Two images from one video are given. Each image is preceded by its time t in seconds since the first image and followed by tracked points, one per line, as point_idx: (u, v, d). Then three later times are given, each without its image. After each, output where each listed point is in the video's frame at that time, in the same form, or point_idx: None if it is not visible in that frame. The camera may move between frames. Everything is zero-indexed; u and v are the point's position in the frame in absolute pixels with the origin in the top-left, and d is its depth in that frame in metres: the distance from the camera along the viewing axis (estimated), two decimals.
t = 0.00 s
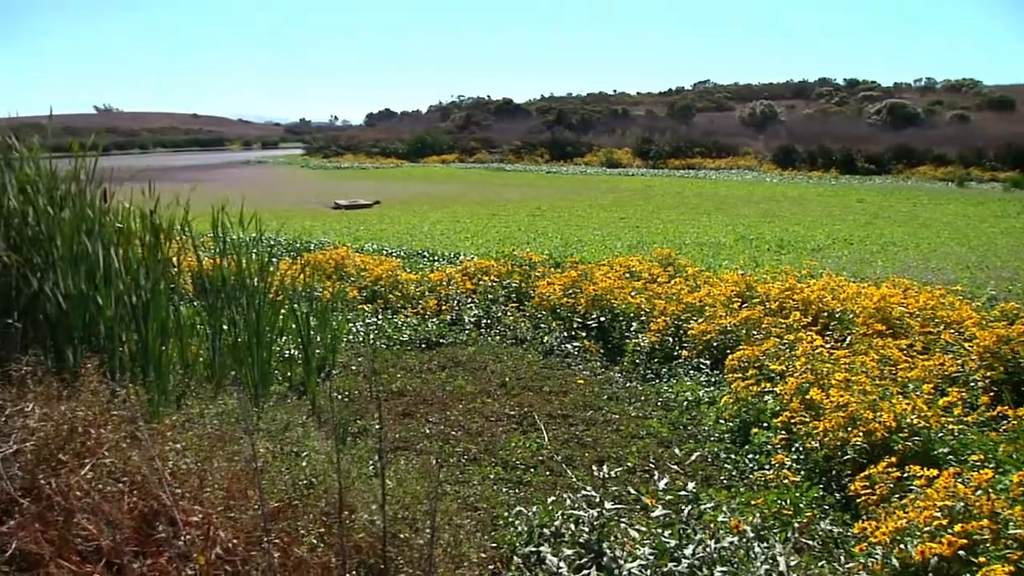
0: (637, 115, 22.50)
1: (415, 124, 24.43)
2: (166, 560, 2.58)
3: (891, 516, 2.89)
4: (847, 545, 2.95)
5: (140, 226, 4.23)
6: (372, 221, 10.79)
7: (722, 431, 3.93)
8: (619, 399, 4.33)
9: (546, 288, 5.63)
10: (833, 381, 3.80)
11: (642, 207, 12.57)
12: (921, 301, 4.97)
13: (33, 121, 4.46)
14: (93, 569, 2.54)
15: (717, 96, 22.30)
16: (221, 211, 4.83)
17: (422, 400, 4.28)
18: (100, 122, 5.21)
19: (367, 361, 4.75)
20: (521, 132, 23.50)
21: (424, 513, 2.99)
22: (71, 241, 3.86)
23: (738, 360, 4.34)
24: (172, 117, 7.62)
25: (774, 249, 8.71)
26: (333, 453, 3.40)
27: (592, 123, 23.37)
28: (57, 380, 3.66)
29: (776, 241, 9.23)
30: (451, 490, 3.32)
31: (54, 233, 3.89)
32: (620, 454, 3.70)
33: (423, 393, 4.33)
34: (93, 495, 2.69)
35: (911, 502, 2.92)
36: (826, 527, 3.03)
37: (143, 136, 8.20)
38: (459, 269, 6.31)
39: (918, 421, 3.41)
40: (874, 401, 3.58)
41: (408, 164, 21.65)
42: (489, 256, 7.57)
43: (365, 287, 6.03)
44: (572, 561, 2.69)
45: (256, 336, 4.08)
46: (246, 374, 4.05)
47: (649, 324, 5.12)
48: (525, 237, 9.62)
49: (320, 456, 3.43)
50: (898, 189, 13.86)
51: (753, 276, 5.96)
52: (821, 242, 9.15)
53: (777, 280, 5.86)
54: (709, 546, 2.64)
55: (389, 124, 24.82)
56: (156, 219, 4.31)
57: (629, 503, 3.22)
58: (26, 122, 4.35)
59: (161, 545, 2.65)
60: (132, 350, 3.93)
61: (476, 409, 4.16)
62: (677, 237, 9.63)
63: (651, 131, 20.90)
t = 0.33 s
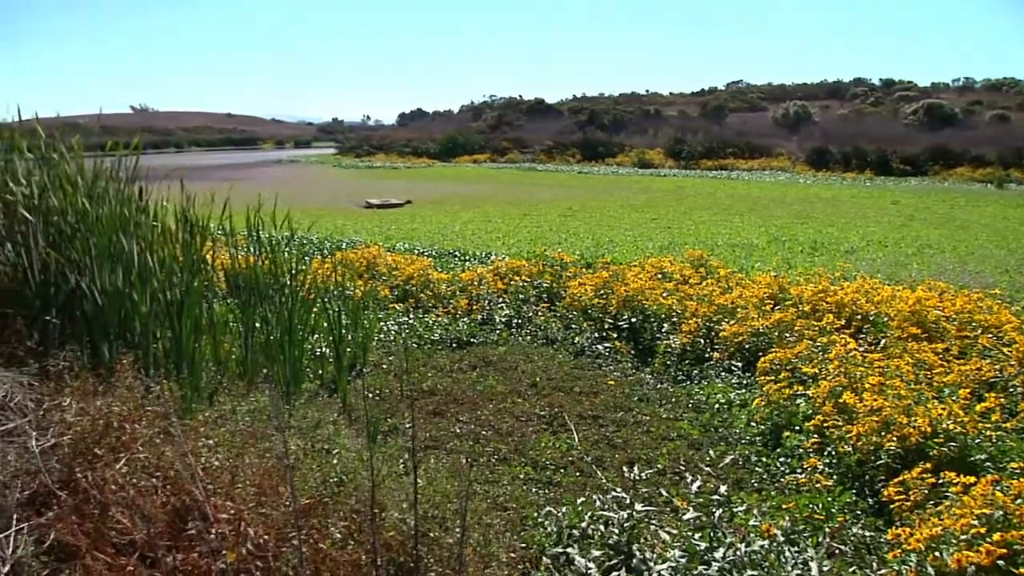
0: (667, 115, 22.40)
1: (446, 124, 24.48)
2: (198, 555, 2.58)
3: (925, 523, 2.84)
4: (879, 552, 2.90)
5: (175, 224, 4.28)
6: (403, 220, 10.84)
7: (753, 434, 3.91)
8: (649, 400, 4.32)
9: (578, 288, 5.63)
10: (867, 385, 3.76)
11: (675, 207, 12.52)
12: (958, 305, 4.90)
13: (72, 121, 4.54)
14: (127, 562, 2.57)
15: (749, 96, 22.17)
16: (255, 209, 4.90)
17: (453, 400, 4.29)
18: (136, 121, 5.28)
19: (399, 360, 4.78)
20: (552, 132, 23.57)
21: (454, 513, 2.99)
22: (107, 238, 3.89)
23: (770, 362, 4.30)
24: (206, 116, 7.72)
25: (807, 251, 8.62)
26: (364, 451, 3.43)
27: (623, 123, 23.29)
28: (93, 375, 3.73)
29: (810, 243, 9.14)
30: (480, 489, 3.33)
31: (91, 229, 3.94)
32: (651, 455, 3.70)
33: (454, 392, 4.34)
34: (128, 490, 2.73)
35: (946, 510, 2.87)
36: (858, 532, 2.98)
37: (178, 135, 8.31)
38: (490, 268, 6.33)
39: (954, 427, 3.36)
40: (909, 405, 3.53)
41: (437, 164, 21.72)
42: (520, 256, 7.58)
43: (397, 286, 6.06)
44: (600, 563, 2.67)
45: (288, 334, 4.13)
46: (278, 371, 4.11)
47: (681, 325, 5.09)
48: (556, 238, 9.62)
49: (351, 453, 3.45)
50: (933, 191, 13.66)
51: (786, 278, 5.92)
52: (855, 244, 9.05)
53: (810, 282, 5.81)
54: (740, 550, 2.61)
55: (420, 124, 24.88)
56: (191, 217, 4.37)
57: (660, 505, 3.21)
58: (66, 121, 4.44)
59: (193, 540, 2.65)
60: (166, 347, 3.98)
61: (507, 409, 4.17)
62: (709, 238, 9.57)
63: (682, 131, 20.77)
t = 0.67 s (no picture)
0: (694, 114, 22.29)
1: (472, 123, 24.55)
2: (226, 551, 2.60)
3: (957, 530, 2.79)
4: (909, 558, 2.86)
5: (204, 223, 4.33)
6: (430, 220, 10.86)
7: (780, 437, 3.88)
8: (676, 402, 4.30)
9: (605, 289, 5.63)
10: (897, 389, 3.72)
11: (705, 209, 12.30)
12: (991, 308, 4.83)
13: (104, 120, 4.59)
14: (155, 557, 2.58)
15: (777, 97, 22.02)
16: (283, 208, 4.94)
17: (479, 399, 4.31)
18: (166, 121, 5.33)
19: (425, 360, 4.80)
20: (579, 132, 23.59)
21: (479, 512, 2.99)
22: (139, 238, 3.96)
23: (798, 365, 4.27)
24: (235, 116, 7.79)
25: (837, 253, 8.54)
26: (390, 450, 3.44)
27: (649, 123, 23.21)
28: (124, 372, 3.78)
29: (839, 245, 9.05)
30: (505, 489, 3.34)
31: (122, 228, 4.00)
32: (677, 457, 3.68)
33: (480, 392, 4.35)
34: (157, 485, 2.75)
35: (978, 516, 2.83)
36: (886, 537, 2.95)
37: (207, 133, 8.39)
38: (517, 268, 6.34)
39: (986, 432, 3.31)
40: (940, 410, 3.49)
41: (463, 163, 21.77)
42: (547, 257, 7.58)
43: (424, 285, 6.08)
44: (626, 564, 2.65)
45: (316, 332, 4.17)
46: (305, 369, 4.15)
47: (708, 327, 5.07)
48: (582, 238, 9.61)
49: (377, 452, 3.47)
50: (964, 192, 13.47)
51: (814, 280, 5.87)
52: (885, 246, 8.95)
53: (839, 284, 5.76)
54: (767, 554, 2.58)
55: (446, 124, 24.96)
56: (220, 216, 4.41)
57: (686, 507, 3.19)
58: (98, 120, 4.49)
59: (221, 535, 2.66)
60: (194, 344, 4.03)
61: (533, 410, 4.17)
62: (736, 239, 9.52)
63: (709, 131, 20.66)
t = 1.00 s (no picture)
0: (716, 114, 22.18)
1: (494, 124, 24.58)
2: (250, 549, 2.60)
3: (985, 537, 2.74)
4: (935, 564, 2.83)
5: (228, 220, 4.35)
6: (453, 220, 10.86)
7: (804, 439, 3.85)
8: (699, 403, 4.28)
9: (628, 289, 5.62)
10: (922, 392, 3.69)
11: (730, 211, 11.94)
12: (1019, 312, 4.77)
13: (129, 119, 4.63)
14: (179, 552, 2.60)
15: (800, 97, 21.86)
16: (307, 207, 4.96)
17: (501, 399, 4.31)
18: (191, 121, 5.38)
19: (448, 360, 4.81)
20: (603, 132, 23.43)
21: (500, 512, 2.99)
22: (163, 237, 4.00)
23: (822, 367, 4.24)
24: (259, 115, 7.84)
25: (862, 255, 8.47)
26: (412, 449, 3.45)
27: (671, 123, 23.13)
28: (149, 369, 3.82)
29: (864, 246, 8.97)
30: (527, 489, 3.34)
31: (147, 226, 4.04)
32: (699, 459, 3.67)
33: (503, 391, 4.35)
34: (181, 481, 2.77)
35: (1007, 523, 2.77)
36: (911, 542, 2.91)
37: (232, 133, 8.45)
38: (540, 269, 6.34)
39: (1017, 437, 3.25)
40: (967, 413, 3.44)
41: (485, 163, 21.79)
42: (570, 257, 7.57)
43: (447, 284, 6.09)
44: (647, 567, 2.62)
45: (338, 332, 4.21)
46: (328, 368, 4.20)
47: (731, 328, 5.04)
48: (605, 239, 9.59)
49: (399, 451, 3.48)
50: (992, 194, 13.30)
51: (839, 282, 5.83)
52: (911, 248, 8.87)
53: (864, 286, 5.71)
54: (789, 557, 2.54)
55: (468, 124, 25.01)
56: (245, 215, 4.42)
57: (708, 509, 3.17)
58: (123, 119, 4.53)
59: (244, 533, 2.67)
60: (218, 342, 4.05)
61: (555, 410, 4.17)
62: (760, 240, 9.45)
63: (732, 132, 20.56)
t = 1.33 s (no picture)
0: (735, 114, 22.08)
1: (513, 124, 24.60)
2: (269, 546, 2.62)
3: (1010, 543, 2.70)
4: (957, 569, 2.80)
5: (248, 218, 4.37)
6: (473, 220, 10.86)
7: (824, 442, 3.83)
8: (718, 404, 4.27)
9: (647, 290, 5.61)
10: (944, 395, 3.66)
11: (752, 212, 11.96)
12: None
13: (150, 118, 4.67)
14: (198, 549, 2.62)
15: (821, 97, 21.71)
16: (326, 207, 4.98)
17: (520, 400, 4.32)
18: (213, 120, 5.41)
19: (467, 360, 4.82)
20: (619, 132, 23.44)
21: (518, 513, 2.99)
22: (184, 235, 4.02)
23: (843, 369, 4.21)
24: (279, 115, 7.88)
25: (884, 256, 8.40)
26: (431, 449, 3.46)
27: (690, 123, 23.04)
28: (170, 367, 3.84)
29: (886, 248, 8.90)
30: (545, 490, 3.34)
31: (168, 225, 4.07)
32: (719, 461, 3.65)
33: (522, 391, 4.36)
34: (201, 479, 2.79)
35: None
36: (933, 546, 2.87)
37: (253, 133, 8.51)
38: (560, 269, 6.34)
39: None
40: (990, 417, 3.40)
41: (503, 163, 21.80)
42: (589, 257, 7.56)
43: (466, 285, 6.11)
44: (666, 568, 2.61)
45: (358, 330, 4.21)
46: (347, 367, 4.20)
47: (751, 329, 5.01)
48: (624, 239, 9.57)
49: (418, 451, 3.49)
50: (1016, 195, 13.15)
51: (860, 283, 5.78)
52: (933, 249, 8.79)
53: (886, 287, 5.67)
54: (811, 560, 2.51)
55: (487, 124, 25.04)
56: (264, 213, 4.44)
57: (726, 511, 3.16)
58: (144, 119, 4.56)
59: (264, 530, 2.68)
60: (238, 341, 4.05)
61: (574, 411, 4.17)
62: (781, 241, 9.39)
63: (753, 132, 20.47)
